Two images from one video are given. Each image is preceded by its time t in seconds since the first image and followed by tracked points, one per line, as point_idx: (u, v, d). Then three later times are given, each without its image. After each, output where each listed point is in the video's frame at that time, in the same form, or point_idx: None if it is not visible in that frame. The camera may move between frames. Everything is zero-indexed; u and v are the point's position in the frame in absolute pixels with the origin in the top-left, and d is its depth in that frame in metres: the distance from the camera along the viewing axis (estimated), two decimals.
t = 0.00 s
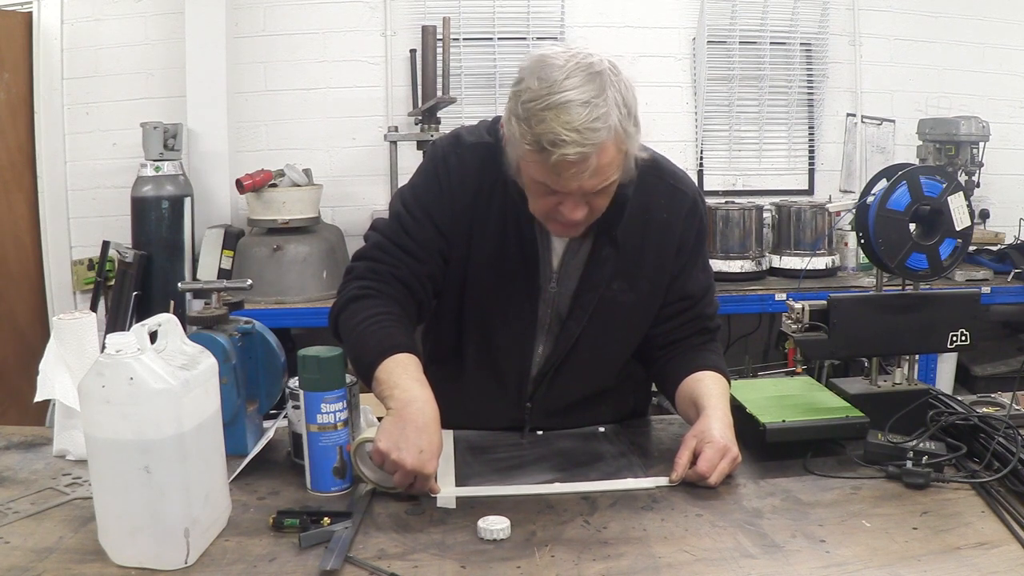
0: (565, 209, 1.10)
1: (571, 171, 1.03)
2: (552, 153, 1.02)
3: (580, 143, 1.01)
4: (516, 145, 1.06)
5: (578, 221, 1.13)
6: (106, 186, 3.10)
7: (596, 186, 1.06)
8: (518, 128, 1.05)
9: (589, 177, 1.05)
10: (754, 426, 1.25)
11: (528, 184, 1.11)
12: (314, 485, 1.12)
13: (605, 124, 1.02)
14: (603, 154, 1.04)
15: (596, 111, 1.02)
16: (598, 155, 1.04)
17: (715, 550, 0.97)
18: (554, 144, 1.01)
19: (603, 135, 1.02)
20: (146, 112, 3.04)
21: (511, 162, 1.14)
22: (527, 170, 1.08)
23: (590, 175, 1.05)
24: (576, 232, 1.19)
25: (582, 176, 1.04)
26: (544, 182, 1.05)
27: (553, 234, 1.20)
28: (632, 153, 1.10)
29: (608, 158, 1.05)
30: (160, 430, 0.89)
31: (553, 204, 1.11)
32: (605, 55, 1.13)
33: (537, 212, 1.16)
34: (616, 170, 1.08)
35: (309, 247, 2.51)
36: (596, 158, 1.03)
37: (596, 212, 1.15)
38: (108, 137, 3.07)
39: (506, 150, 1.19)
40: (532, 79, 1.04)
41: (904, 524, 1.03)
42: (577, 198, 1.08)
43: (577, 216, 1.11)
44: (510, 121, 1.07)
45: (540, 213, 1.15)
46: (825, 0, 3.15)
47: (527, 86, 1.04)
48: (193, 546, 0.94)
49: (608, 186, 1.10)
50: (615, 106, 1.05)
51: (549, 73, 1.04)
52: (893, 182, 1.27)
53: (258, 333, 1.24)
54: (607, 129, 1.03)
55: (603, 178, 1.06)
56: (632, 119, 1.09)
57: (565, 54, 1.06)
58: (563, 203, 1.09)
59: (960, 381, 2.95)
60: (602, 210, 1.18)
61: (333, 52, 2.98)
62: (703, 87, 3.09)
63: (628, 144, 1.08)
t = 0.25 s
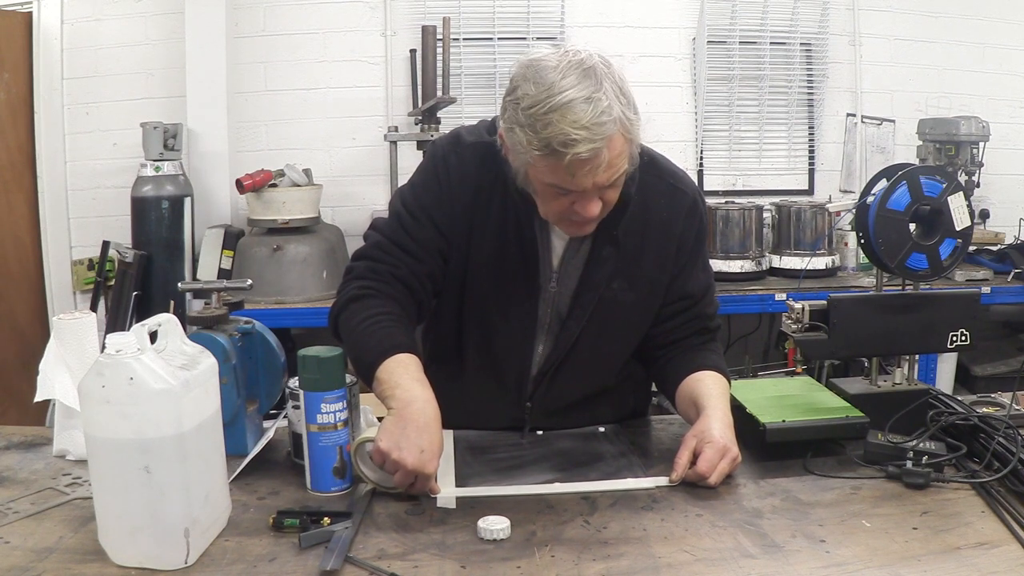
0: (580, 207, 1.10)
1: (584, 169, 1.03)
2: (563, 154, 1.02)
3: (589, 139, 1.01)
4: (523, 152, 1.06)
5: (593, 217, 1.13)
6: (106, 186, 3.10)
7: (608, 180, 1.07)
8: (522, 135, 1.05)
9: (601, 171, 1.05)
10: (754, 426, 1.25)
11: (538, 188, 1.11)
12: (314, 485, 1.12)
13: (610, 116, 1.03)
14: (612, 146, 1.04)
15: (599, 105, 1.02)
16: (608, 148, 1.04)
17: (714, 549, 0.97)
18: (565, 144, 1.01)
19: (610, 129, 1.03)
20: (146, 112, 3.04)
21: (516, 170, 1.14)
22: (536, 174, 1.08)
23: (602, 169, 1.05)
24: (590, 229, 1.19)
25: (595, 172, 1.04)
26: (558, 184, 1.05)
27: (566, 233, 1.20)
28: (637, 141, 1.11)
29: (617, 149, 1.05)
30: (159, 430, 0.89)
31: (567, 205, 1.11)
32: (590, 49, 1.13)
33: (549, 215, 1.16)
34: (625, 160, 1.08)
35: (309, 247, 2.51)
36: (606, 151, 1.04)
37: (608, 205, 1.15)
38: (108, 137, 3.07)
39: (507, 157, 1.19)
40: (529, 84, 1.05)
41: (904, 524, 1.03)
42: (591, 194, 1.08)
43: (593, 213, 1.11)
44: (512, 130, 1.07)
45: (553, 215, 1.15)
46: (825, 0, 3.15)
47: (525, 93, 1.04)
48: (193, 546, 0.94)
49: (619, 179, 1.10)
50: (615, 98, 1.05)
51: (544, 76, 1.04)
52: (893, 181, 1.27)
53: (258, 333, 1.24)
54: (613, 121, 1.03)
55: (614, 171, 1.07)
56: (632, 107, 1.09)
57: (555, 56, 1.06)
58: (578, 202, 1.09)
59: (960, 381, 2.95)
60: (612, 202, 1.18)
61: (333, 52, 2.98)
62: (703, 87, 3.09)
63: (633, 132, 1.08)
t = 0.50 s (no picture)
0: (581, 206, 1.10)
1: (585, 167, 1.03)
2: (564, 153, 1.02)
3: (591, 137, 1.01)
4: (524, 152, 1.06)
5: (594, 216, 1.13)
6: (106, 186, 3.10)
7: (610, 178, 1.06)
8: (523, 135, 1.05)
9: (603, 169, 1.05)
10: (754, 426, 1.25)
11: (540, 188, 1.11)
12: (314, 485, 1.12)
13: (611, 115, 1.03)
14: (613, 145, 1.04)
15: (599, 103, 1.02)
16: (609, 146, 1.04)
17: (715, 550, 0.97)
18: (566, 143, 1.01)
19: (611, 127, 1.03)
20: (146, 112, 3.04)
21: (517, 170, 1.14)
22: (537, 174, 1.08)
23: (604, 168, 1.05)
24: (591, 228, 1.19)
25: (596, 170, 1.04)
26: (560, 183, 1.05)
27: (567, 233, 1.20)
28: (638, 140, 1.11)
29: (618, 148, 1.05)
30: (159, 430, 0.89)
31: (568, 204, 1.11)
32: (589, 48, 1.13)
33: (551, 216, 1.16)
34: (626, 158, 1.08)
35: (309, 248, 2.51)
36: (607, 149, 1.04)
37: (609, 203, 1.15)
38: (108, 137, 3.07)
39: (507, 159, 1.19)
40: (529, 84, 1.05)
41: (904, 524, 1.03)
42: (593, 193, 1.08)
43: (595, 211, 1.11)
44: (512, 130, 1.07)
45: (554, 215, 1.15)
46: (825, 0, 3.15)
47: (525, 93, 1.04)
48: (193, 546, 0.94)
49: (620, 176, 1.10)
50: (615, 96, 1.05)
51: (544, 75, 1.04)
52: (893, 181, 1.27)
53: (258, 333, 1.24)
54: (614, 119, 1.03)
55: (616, 169, 1.06)
56: (632, 105, 1.09)
57: (555, 55, 1.06)
58: (579, 201, 1.09)
59: (960, 381, 2.94)
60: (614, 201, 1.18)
61: (333, 52, 2.98)
62: (703, 87, 3.09)
63: (634, 130, 1.08)
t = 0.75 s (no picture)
0: (580, 206, 1.10)
1: (583, 167, 1.03)
2: (562, 153, 1.02)
3: (589, 137, 1.01)
4: (523, 152, 1.06)
5: (593, 216, 1.13)
6: (106, 186, 3.10)
7: (609, 178, 1.06)
8: (521, 135, 1.05)
9: (601, 169, 1.05)
10: (754, 426, 1.25)
11: (539, 188, 1.11)
12: (315, 485, 1.12)
13: (610, 115, 1.02)
14: (611, 144, 1.04)
15: (598, 103, 1.02)
16: (607, 146, 1.04)
17: (715, 550, 0.97)
18: (564, 143, 1.01)
19: (609, 126, 1.02)
20: (146, 112, 3.04)
21: (516, 170, 1.14)
22: (536, 174, 1.08)
23: (602, 168, 1.05)
24: (590, 228, 1.19)
25: (594, 170, 1.04)
26: (558, 183, 1.05)
27: (566, 232, 1.20)
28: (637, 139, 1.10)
29: (616, 148, 1.05)
30: (159, 430, 0.89)
31: (566, 203, 1.11)
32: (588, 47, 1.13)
33: (550, 215, 1.16)
34: (624, 158, 1.08)
35: (309, 248, 2.51)
36: (605, 149, 1.04)
37: (608, 202, 1.15)
38: (108, 137, 3.07)
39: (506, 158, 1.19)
40: (527, 83, 1.05)
41: (904, 524, 1.03)
42: (592, 192, 1.08)
43: (593, 211, 1.11)
44: (511, 130, 1.07)
45: (553, 214, 1.15)
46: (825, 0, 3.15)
47: (523, 93, 1.04)
48: (193, 546, 0.94)
49: (618, 176, 1.10)
50: (614, 96, 1.05)
51: (542, 75, 1.04)
52: (893, 182, 1.27)
53: (257, 333, 1.24)
54: (612, 119, 1.03)
55: (614, 168, 1.06)
56: (631, 105, 1.09)
57: (554, 54, 1.06)
58: (578, 200, 1.09)
59: (960, 381, 2.94)
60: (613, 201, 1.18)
61: (333, 52, 2.98)
62: (703, 87, 3.09)
63: (633, 130, 1.08)
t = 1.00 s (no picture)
0: (579, 205, 1.09)
1: (581, 166, 1.03)
2: (560, 151, 1.02)
3: (587, 135, 1.01)
4: (521, 151, 1.06)
5: (592, 215, 1.12)
6: (106, 187, 3.10)
7: (607, 177, 1.06)
8: (520, 133, 1.05)
9: (600, 168, 1.05)
10: (754, 426, 1.25)
11: (538, 187, 1.11)
12: (314, 485, 1.12)
13: (608, 114, 1.02)
14: (610, 143, 1.04)
15: (596, 102, 1.02)
16: (606, 145, 1.03)
17: (715, 550, 0.97)
18: (562, 141, 1.01)
19: (608, 125, 1.02)
20: (146, 113, 3.04)
21: (515, 169, 1.14)
22: (535, 173, 1.08)
23: (600, 166, 1.05)
24: (589, 228, 1.18)
25: (593, 169, 1.04)
26: (557, 182, 1.05)
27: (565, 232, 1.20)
28: (636, 139, 1.10)
29: (615, 147, 1.04)
30: (159, 430, 0.90)
31: (565, 202, 1.10)
32: (588, 48, 1.13)
33: (549, 215, 1.16)
34: (623, 157, 1.08)
35: (309, 247, 2.51)
36: (604, 148, 1.03)
37: (607, 202, 1.15)
38: (108, 137, 3.07)
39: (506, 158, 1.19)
40: (526, 82, 1.05)
41: (904, 524, 1.03)
42: (590, 191, 1.08)
43: (592, 211, 1.11)
44: (510, 129, 1.07)
45: (553, 213, 1.15)
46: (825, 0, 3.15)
47: (522, 92, 1.04)
48: (193, 545, 0.94)
49: (617, 175, 1.09)
50: (613, 95, 1.05)
51: (541, 74, 1.04)
52: (893, 182, 1.27)
53: (257, 333, 1.24)
54: (610, 117, 1.02)
55: (613, 167, 1.06)
56: (631, 104, 1.09)
57: (553, 54, 1.06)
58: (576, 200, 1.09)
59: (960, 381, 2.94)
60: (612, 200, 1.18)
61: (333, 52, 2.98)
62: (703, 87, 3.09)
63: (632, 129, 1.08)
